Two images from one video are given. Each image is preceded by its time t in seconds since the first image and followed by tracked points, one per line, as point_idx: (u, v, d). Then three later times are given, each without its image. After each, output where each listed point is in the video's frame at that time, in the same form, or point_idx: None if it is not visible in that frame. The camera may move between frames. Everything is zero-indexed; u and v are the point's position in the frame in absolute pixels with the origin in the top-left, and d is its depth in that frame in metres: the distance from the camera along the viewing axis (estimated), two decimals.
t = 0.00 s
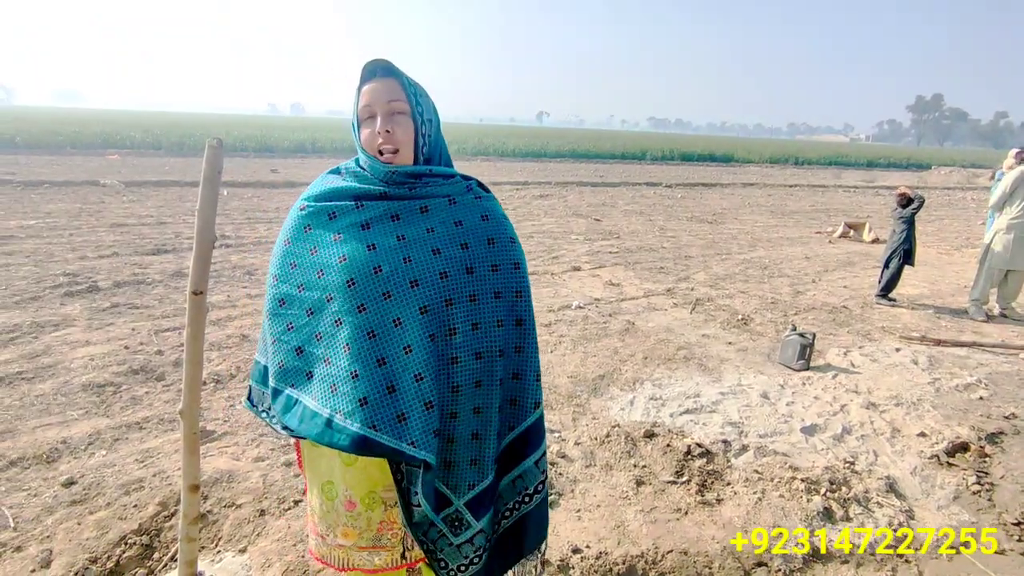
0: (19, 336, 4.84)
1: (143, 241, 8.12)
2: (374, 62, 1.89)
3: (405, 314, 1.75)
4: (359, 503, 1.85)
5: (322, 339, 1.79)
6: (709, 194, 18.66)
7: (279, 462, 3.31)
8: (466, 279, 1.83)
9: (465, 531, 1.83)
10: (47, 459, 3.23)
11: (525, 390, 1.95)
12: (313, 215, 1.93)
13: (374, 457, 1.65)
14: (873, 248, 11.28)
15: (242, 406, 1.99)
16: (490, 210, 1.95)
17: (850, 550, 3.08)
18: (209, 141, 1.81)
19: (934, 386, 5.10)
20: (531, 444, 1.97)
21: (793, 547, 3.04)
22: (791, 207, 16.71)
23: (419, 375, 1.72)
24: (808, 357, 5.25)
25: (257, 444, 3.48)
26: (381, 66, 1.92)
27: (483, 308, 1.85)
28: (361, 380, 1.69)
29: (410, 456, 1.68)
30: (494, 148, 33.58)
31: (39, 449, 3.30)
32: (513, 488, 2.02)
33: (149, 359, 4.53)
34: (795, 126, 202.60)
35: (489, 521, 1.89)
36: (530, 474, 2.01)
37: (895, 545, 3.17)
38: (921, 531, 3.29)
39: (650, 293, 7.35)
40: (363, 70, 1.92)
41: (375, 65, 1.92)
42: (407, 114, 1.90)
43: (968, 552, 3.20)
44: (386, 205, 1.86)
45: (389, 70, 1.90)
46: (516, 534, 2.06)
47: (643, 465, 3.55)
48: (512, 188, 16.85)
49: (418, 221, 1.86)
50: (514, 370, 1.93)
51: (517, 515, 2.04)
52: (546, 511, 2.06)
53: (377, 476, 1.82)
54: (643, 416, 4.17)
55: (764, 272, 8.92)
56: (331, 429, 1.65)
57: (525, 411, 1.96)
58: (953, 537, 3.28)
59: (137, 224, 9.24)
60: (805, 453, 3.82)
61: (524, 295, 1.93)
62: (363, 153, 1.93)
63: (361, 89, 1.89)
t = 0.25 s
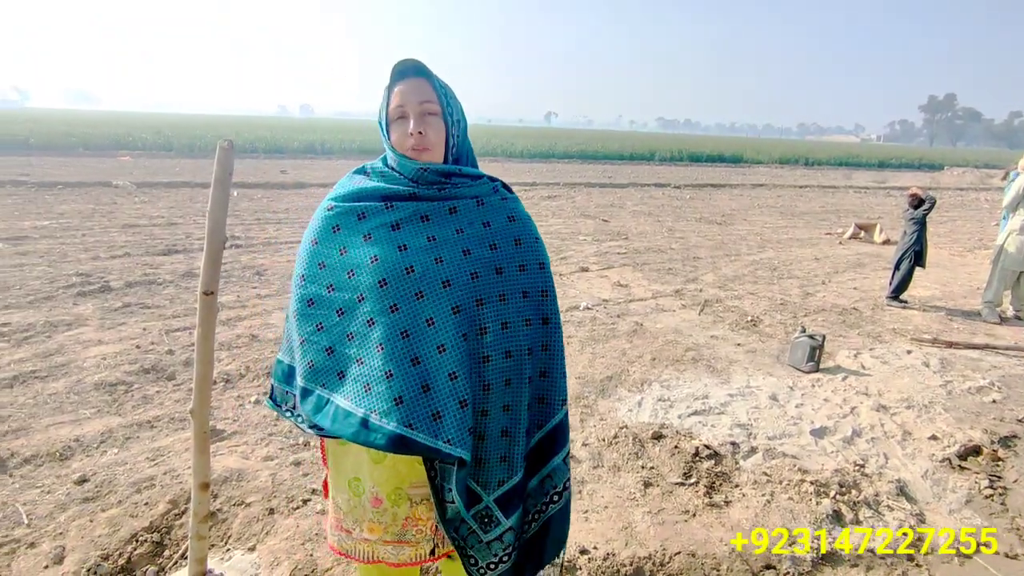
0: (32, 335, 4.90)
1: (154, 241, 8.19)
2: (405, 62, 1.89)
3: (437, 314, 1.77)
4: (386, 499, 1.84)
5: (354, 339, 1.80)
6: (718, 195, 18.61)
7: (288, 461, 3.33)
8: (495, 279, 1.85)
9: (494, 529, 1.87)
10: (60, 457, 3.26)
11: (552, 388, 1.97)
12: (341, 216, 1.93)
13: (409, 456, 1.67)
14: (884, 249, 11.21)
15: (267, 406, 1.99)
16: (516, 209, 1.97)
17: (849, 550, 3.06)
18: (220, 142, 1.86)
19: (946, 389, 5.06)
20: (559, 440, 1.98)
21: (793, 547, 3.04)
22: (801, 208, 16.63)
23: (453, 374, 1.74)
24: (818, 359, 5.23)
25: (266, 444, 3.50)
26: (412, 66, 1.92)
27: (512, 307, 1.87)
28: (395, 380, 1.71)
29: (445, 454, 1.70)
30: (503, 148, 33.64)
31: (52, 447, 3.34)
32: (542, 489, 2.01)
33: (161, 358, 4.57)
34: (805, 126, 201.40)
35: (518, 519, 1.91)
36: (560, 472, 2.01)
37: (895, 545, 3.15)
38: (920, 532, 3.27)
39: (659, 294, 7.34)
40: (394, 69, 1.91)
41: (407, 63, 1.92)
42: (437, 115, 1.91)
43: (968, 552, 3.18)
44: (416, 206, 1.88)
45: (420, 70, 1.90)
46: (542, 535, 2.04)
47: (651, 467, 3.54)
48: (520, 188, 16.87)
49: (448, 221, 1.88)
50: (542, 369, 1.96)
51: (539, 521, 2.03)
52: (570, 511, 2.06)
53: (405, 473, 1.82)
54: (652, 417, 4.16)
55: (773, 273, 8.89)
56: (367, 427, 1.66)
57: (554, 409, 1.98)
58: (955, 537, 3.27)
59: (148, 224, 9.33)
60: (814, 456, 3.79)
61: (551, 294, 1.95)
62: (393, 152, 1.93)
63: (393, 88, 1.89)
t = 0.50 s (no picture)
0: (51, 333, 4.98)
1: (171, 242, 8.30)
2: (444, 66, 1.90)
3: (489, 311, 1.84)
4: (434, 497, 1.91)
5: (404, 340, 1.81)
6: (731, 198, 18.51)
7: (300, 459, 3.37)
8: (535, 273, 1.96)
9: (545, 520, 1.99)
10: (78, 452, 3.32)
11: (586, 375, 2.10)
12: (377, 219, 1.93)
13: (478, 448, 1.73)
14: (899, 252, 11.09)
15: (296, 418, 1.92)
16: (543, 206, 2.08)
17: (850, 550, 3.05)
18: (236, 143, 1.90)
19: (962, 394, 4.99)
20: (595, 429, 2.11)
21: (793, 547, 3.03)
22: (816, 211, 16.50)
23: (508, 366, 1.83)
24: (831, 362, 5.19)
25: (278, 441, 3.54)
26: (449, 69, 1.94)
27: (551, 300, 1.99)
28: (455, 376, 1.76)
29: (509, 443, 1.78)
30: (516, 150, 33.68)
31: (71, 442, 3.41)
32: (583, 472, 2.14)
33: (176, 356, 4.63)
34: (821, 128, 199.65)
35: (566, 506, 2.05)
36: (600, 455, 2.14)
37: (895, 545, 3.12)
38: (920, 531, 3.24)
39: (670, 296, 7.32)
40: (429, 72, 1.93)
41: (442, 67, 1.93)
42: (474, 119, 1.95)
43: (967, 552, 3.16)
44: (457, 207, 1.94)
45: (456, 75, 1.93)
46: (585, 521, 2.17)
47: (661, 469, 3.54)
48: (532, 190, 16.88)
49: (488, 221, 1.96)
50: (576, 358, 2.07)
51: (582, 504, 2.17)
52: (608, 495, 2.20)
53: (453, 469, 1.89)
54: (662, 419, 4.15)
55: (786, 276, 8.83)
56: (435, 424, 1.70)
57: (589, 395, 2.11)
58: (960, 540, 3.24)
59: (164, 225, 9.45)
60: (826, 459, 3.76)
61: (581, 285, 2.08)
62: (428, 155, 1.96)
63: (430, 92, 1.90)
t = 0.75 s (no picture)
0: (72, 329, 5.11)
1: (187, 242, 8.44)
2: (468, 73, 1.96)
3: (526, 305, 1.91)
4: (475, 489, 1.98)
5: (444, 338, 1.86)
6: (744, 199, 18.41)
7: (311, 453, 3.44)
8: (562, 269, 2.03)
9: (584, 508, 2.08)
10: (97, 444, 3.42)
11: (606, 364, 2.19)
12: (408, 221, 1.95)
13: (528, 435, 1.83)
14: (914, 254, 10.98)
15: (326, 424, 1.92)
16: (560, 207, 2.14)
17: (849, 550, 3.05)
18: (249, 142, 1.99)
19: (974, 396, 4.90)
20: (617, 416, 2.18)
21: (793, 547, 3.03)
22: (830, 212, 16.37)
23: (547, 357, 1.91)
24: (841, 364, 5.17)
25: (290, 436, 3.62)
26: (473, 77, 2.00)
27: (576, 293, 2.07)
28: (501, 369, 1.84)
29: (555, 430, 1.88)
30: (529, 152, 33.74)
31: (91, 434, 3.51)
32: (609, 455, 2.20)
33: (192, 353, 4.73)
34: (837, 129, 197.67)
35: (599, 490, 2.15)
36: (622, 438, 2.21)
37: (894, 545, 3.10)
38: (921, 531, 3.20)
39: (680, 297, 7.32)
40: (453, 80, 1.98)
41: (466, 75, 1.99)
42: (498, 126, 2.00)
43: (968, 552, 3.11)
44: (487, 207, 1.99)
45: (480, 81, 1.98)
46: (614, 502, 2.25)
47: (667, 466, 3.57)
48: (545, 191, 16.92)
49: (514, 219, 2.01)
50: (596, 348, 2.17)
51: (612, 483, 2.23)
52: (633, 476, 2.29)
53: (493, 461, 1.97)
54: (669, 418, 4.18)
55: (798, 277, 8.79)
56: (488, 416, 1.78)
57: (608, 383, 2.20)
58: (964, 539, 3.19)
59: (181, 225, 9.61)
60: (832, 459, 3.75)
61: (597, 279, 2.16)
62: (455, 161, 2.00)
63: (455, 99, 1.95)
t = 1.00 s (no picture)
0: (94, 325, 5.31)
1: (205, 242, 8.66)
2: (484, 88, 2.07)
3: (544, 302, 2.01)
4: (497, 479, 2.07)
5: (470, 334, 1.96)
6: (758, 202, 18.34)
7: (320, 444, 3.57)
8: (571, 269, 2.13)
9: (590, 491, 2.18)
10: (118, 433, 3.60)
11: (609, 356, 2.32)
12: (431, 225, 2.02)
13: (552, 420, 1.97)
14: (929, 258, 10.88)
15: (351, 424, 1.98)
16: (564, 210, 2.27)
17: (849, 550, 3.04)
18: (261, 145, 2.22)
19: (981, 399, 4.69)
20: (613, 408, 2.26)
21: (793, 547, 3.04)
22: (845, 215, 16.25)
23: (565, 349, 2.03)
24: (844, 364, 5.14)
25: (301, 428, 3.75)
26: (488, 92, 2.10)
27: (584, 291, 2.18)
28: (525, 362, 1.96)
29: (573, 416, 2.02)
30: (543, 155, 33.82)
31: (112, 424, 3.68)
32: (611, 442, 2.30)
33: (208, 348, 4.90)
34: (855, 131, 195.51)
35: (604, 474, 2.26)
36: (624, 426, 2.32)
37: (894, 545, 3.07)
38: (921, 531, 3.15)
39: (688, 299, 7.37)
40: (470, 94, 2.08)
41: (481, 90, 2.10)
42: (512, 137, 2.11)
43: (968, 552, 3.05)
44: (503, 212, 2.08)
45: (493, 96, 2.09)
46: (617, 484, 2.35)
47: (665, 461, 3.66)
48: (557, 193, 17.00)
49: (527, 223, 2.11)
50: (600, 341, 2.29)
51: (617, 466, 2.33)
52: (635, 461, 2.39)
53: (513, 451, 2.06)
54: (670, 416, 4.26)
55: (807, 280, 8.78)
56: (517, 404, 1.92)
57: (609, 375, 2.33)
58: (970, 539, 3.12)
59: (200, 226, 9.84)
60: (830, 457, 3.79)
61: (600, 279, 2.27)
62: (471, 169, 2.09)
63: (473, 112, 2.06)
